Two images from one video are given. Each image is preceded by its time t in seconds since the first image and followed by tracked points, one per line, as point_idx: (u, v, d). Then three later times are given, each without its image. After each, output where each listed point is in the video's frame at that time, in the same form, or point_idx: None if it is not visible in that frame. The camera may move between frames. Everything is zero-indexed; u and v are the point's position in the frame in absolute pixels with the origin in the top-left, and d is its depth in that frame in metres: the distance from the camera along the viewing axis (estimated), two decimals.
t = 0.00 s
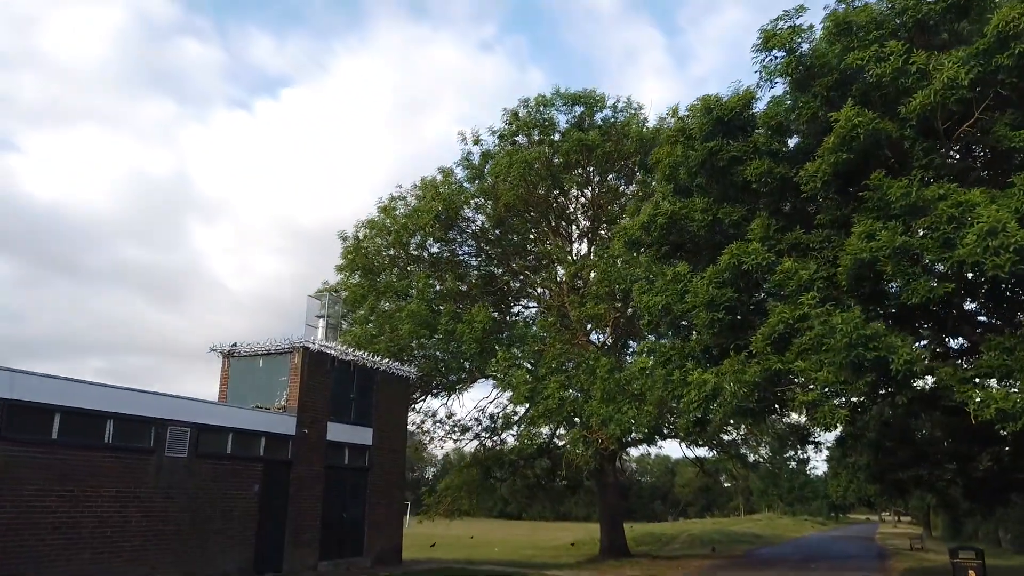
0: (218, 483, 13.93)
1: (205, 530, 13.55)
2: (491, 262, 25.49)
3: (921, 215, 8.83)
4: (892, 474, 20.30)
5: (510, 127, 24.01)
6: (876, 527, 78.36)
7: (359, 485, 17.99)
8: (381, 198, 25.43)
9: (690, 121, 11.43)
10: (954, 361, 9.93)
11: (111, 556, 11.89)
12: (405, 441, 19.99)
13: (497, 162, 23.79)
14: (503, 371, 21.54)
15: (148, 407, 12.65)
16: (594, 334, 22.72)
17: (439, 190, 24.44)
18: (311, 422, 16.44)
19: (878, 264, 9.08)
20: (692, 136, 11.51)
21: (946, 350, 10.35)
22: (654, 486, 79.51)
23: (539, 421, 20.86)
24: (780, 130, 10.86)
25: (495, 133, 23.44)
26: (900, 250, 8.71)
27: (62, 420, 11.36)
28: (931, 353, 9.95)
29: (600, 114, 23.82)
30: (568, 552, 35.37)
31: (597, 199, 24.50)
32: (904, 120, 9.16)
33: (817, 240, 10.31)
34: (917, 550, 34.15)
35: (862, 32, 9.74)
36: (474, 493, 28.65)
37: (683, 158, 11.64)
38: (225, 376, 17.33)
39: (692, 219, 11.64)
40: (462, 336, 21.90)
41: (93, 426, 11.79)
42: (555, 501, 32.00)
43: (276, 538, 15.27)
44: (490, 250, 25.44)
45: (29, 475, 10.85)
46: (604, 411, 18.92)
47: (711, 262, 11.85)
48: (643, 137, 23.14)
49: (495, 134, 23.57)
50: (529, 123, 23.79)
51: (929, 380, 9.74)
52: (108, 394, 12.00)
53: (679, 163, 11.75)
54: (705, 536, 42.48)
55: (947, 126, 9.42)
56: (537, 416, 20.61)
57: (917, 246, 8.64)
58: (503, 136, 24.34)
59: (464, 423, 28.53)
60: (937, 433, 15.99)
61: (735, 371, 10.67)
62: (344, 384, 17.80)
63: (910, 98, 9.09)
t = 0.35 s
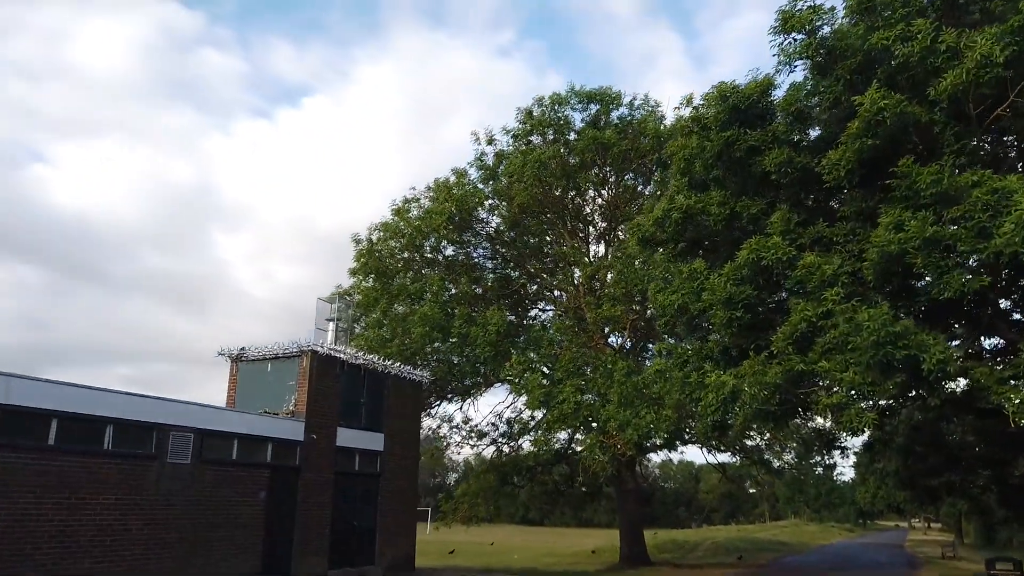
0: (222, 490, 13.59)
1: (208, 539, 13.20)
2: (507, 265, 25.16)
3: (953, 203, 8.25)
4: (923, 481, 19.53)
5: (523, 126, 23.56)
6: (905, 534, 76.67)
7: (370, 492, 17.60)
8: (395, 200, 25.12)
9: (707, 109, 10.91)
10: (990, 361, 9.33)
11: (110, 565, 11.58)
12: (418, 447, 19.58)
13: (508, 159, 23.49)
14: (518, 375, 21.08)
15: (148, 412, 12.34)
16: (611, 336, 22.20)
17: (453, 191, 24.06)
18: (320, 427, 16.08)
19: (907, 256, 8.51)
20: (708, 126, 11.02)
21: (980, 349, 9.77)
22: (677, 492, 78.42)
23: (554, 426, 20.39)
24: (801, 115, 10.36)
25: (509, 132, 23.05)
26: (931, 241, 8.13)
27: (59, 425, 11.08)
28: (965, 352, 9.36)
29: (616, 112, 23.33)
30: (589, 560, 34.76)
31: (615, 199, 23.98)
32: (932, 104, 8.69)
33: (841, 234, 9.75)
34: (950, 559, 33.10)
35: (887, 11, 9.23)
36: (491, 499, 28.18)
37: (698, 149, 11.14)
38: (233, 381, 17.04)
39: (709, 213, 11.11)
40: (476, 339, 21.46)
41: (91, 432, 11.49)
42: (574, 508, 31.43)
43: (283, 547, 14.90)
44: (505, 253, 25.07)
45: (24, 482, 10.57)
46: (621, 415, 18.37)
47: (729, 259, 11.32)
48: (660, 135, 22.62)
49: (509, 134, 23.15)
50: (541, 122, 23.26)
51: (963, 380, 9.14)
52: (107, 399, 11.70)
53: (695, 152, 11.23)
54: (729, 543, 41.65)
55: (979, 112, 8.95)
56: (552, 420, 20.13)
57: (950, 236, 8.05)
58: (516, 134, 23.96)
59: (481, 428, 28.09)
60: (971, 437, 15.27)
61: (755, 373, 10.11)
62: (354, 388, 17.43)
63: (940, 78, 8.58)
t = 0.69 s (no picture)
0: (224, 495, 13.18)
1: (208, 546, 12.79)
2: (521, 267, 24.91)
3: (990, 183, 7.67)
4: (955, 488, 18.68)
5: (536, 123, 23.07)
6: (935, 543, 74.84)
7: (379, 498, 17.13)
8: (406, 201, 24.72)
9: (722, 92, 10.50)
10: None
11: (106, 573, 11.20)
12: (430, 452, 19.12)
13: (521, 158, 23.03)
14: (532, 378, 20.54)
15: (146, 415, 11.99)
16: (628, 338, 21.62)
17: (465, 191, 23.63)
18: (327, 431, 15.67)
19: (937, 241, 7.95)
20: (724, 110, 10.49)
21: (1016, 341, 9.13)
22: (700, 500, 77.16)
23: (569, 430, 19.93)
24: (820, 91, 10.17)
25: (522, 130, 22.58)
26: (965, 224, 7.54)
27: (52, 428, 10.74)
28: (1001, 344, 8.72)
29: (631, 108, 22.76)
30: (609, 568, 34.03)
31: (631, 199, 23.44)
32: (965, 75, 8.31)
33: (866, 221, 9.15)
34: (983, 569, 31.94)
35: None
36: (507, 506, 27.63)
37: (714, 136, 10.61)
38: (240, 384, 16.74)
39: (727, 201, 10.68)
40: (489, 341, 20.95)
41: (85, 435, 11.15)
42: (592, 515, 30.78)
43: (288, 554, 14.47)
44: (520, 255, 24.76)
45: (15, 486, 10.22)
46: (638, 419, 17.77)
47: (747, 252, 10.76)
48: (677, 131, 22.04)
49: (522, 132, 22.65)
50: (555, 119, 22.76)
51: (999, 376, 8.51)
52: (102, 401, 11.36)
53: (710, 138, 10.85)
54: (753, 552, 40.68)
55: (1016, 90, 8.38)
56: (567, 424, 19.58)
57: (985, 219, 7.50)
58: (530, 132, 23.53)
59: (497, 434, 27.57)
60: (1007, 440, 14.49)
61: (775, 370, 9.53)
62: (363, 392, 17.00)
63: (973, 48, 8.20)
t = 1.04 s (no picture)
0: (220, 497, 12.81)
1: (203, 549, 12.42)
2: (531, 266, 24.44)
3: (1017, 155, 7.16)
4: (982, 490, 17.97)
5: (544, 119, 22.65)
6: (961, 548, 73.24)
7: (383, 502, 16.71)
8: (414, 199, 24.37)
9: (732, 72, 10.33)
10: None
11: None
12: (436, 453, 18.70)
13: (529, 154, 22.62)
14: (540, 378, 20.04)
15: (137, 413, 11.63)
16: (640, 337, 21.07)
17: (473, 189, 23.23)
18: (328, 432, 15.29)
19: (960, 219, 7.43)
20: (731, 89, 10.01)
21: None
22: (720, 505, 76.06)
23: (579, 431, 19.43)
24: (833, 67, 10.01)
25: (530, 125, 22.18)
26: (991, 199, 7.03)
27: (38, 427, 10.38)
28: None
29: (641, 101, 22.32)
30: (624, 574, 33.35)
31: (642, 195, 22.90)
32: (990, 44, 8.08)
33: (884, 202, 8.63)
34: None
35: None
36: (520, 510, 27.16)
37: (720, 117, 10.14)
38: (239, 383, 16.41)
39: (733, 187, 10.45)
40: (496, 340, 20.51)
41: (73, 435, 10.79)
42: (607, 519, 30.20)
43: (288, 558, 14.08)
44: (530, 253, 24.31)
45: None
46: (649, 419, 17.25)
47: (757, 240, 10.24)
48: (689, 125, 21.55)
49: (530, 127, 22.24)
50: (564, 113, 22.35)
51: None
52: (91, 399, 11.01)
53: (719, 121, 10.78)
54: (772, 557, 39.81)
55: None
56: (576, 425, 19.08)
57: (1012, 194, 7.00)
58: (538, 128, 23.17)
59: (508, 436, 27.10)
60: None
61: (787, 362, 9.01)
62: (366, 392, 16.62)
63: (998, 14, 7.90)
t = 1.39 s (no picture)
0: (220, 501, 12.48)
1: (202, 554, 12.09)
2: (546, 265, 23.99)
3: None
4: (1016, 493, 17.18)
5: (556, 114, 22.23)
6: (994, 555, 71.34)
7: (392, 506, 16.32)
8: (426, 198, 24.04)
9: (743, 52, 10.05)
10: None
11: None
12: (446, 456, 18.29)
13: (541, 151, 22.21)
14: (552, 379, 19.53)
15: (133, 414, 11.33)
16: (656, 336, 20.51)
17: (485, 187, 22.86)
18: (334, 434, 14.94)
19: (990, 198, 6.90)
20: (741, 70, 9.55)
21: None
22: (745, 509, 74.82)
23: (594, 432, 18.92)
24: (851, 40, 9.71)
25: (542, 120, 21.76)
26: None
27: (28, 428, 10.10)
28: None
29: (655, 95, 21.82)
30: None
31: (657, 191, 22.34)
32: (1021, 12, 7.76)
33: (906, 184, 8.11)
34: None
35: None
36: (536, 514, 26.67)
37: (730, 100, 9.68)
38: (244, 384, 16.12)
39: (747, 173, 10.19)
40: (508, 340, 20.07)
41: (66, 436, 10.50)
42: (627, 524, 29.60)
43: (291, 563, 13.72)
44: (544, 252, 23.86)
45: None
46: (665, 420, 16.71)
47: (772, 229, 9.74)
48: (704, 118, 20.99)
49: (541, 122, 21.81)
50: (576, 108, 21.91)
51: None
52: (84, 399, 10.72)
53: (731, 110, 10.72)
54: (798, 563, 38.87)
55: None
56: (589, 427, 18.57)
57: None
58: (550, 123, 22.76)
59: (524, 439, 26.64)
60: None
61: (804, 357, 8.48)
62: (374, 393, 16.26)
63: None
